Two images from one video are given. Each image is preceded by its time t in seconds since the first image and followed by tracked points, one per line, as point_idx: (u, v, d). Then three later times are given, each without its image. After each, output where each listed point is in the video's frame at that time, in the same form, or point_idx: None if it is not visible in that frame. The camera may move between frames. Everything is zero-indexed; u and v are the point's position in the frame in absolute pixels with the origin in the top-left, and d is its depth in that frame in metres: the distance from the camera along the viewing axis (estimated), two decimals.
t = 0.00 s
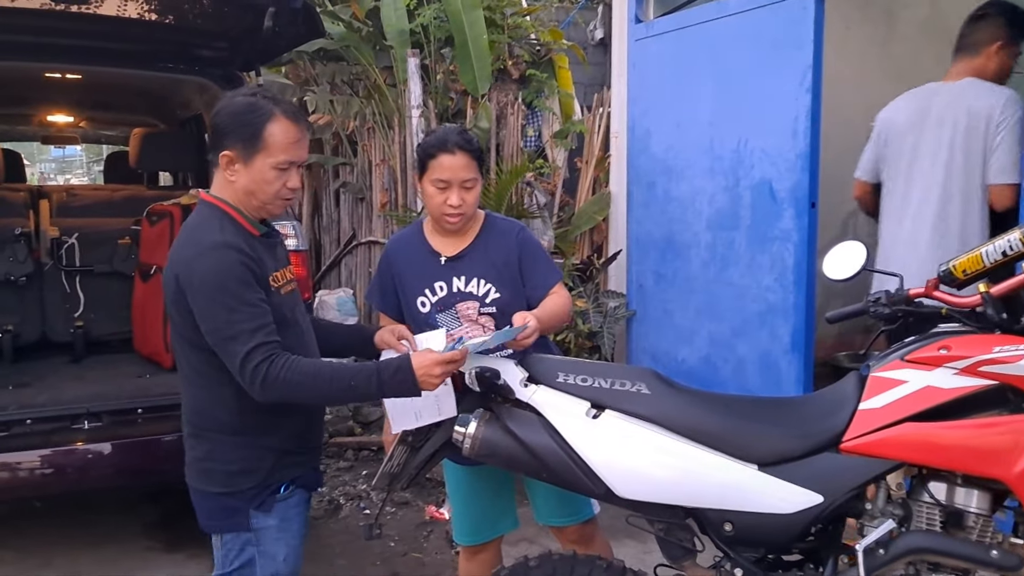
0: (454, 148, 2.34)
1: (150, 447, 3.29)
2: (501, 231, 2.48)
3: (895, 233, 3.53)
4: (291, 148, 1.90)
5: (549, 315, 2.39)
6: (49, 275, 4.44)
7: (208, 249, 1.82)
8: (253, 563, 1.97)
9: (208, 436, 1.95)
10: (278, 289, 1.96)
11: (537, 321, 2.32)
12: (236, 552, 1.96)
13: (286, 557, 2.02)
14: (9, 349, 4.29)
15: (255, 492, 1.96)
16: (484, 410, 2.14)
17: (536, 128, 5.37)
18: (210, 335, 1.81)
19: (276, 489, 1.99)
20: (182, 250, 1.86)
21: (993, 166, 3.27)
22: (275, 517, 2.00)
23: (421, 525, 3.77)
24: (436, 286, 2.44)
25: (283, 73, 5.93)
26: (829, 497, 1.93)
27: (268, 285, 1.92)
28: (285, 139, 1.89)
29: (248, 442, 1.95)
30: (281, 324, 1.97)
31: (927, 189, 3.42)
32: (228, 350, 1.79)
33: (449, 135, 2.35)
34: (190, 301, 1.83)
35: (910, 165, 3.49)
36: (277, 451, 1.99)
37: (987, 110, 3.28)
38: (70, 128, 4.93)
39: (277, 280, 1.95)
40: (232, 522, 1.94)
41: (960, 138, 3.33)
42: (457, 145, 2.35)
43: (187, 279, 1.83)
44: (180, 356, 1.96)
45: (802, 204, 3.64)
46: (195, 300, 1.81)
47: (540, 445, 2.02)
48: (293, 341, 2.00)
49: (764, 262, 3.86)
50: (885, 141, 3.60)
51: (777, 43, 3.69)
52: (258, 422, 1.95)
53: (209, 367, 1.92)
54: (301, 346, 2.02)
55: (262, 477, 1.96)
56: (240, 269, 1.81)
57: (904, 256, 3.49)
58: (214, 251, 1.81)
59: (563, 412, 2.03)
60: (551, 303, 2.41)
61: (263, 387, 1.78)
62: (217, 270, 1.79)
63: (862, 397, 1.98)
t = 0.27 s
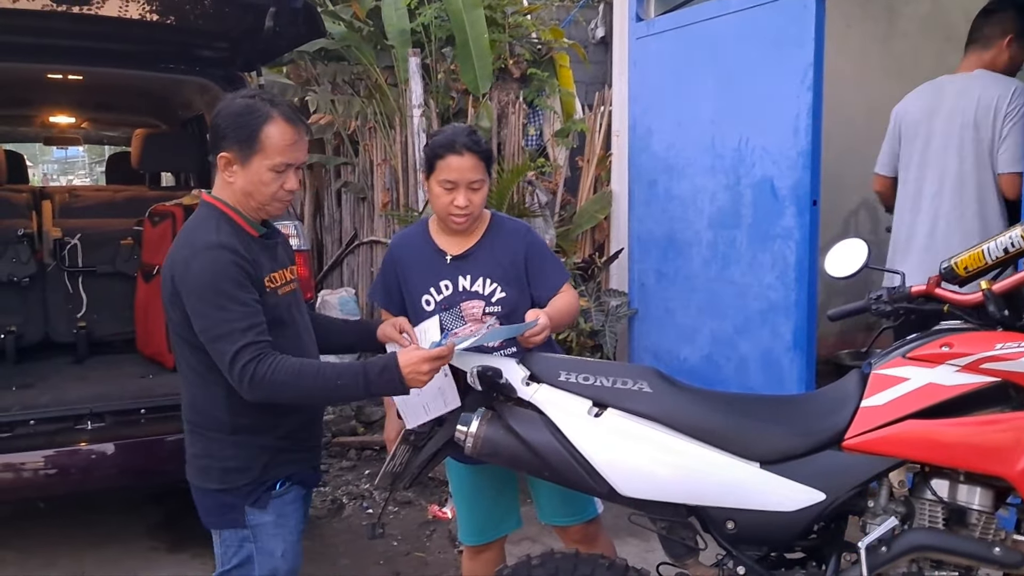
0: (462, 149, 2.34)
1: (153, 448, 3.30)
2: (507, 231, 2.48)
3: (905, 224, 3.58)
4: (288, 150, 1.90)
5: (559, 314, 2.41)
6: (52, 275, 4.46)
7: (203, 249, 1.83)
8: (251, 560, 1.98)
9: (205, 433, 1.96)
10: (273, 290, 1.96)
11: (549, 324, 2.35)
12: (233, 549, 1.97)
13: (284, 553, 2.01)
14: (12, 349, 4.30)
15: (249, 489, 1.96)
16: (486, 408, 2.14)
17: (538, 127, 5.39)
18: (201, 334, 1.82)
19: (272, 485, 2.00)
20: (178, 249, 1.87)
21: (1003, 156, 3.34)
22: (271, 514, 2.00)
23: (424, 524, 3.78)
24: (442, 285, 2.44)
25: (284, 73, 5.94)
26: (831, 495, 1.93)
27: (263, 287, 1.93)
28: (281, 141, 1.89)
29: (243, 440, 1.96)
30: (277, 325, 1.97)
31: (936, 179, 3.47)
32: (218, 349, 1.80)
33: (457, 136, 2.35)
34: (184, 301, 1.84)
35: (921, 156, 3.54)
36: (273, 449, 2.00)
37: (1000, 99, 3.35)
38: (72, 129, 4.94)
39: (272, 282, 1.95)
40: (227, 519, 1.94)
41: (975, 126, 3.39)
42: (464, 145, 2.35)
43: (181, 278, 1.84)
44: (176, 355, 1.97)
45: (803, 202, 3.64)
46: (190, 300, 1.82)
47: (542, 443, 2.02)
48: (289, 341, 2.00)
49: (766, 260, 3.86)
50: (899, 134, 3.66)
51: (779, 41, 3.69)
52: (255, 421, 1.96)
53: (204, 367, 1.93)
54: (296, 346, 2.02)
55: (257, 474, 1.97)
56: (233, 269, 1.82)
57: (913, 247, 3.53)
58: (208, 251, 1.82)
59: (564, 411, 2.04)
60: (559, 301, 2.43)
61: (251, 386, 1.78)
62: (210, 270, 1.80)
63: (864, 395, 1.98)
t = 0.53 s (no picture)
0: (473, 147, 2.34)
1: (158, 446, 3.30)
2: (516, 230, 2.48)
3: (925, 219, 3.57)
4: (287, 150, 1.91)
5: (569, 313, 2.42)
6: (57, 274, 4.48)
7: (199, 251, 1.82)
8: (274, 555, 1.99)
9: (208, 432, 1.97)
10: (273, 290, 1.96)
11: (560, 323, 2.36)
12: (251, 547, 1.97)
13: (305, 544, 2.03)
14: (18, 348, 4.31)
15: (260, 485, 1.97)
16: (490, 405, 2.15)
17: (541, 125, 5.39)
18: (197, 337, 1.82)
19: (283, 480, 2.01)
20: (176, 252, 1.87)
21: (1017, 148, 3.31)
22: (287, 508, 2.01)
23: (430, 521, 3.78)
24: (449, 281, 2.45)
25: (288, 71, 5.95)
26: (835, 492, 1.93)
27: (261, 288, 1.92)
28: (280, 140, 1.90)
29: (245, 439, 1.96)
30: (275, 324, 1.97)
31: (954, 175, 3.46)
32: (214, 352, 1.81)
33: (467, 134, 2.35)
34: (182, 303, 1.84)
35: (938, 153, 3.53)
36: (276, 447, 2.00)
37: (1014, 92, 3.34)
38: (77, 128, 4.97)
39: (271, 282, 1.95)
40: (239, 516, 1.95)
41: (990, 121, 3.38)
42: (474, 144, 2.35)
43: (178, 281, 1.84)
44: (177, 356, 1.98)
45: (808, 199, 3.63)
46: (187, 302, 1.82)
47: (547, 441, 2.02)
48: (288, 342, 2.01)
49: (770, 257, 3.86)
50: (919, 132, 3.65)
51: (782, 38, 3.68)
52: (257, 420, 1.97)
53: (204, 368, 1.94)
54: (296, 346, 2.03)
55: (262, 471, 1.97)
56: (229, 272, 1.82)
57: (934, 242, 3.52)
58: (204, 254, 1.82)
59: (570, 407, 2.04)
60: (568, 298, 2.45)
61: (245, 389, 1.79)
62: (206, 273, 1.80)
63: (868, 392, 1.98)
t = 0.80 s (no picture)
0: (480, 143, 2.36)
1: (165, 442, 3.32)
2: (524, 226, 2.49)
3: (963, 214, 3.78)
4: (284, 141, 1.91)
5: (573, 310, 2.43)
6: (65, 270, 4.51)
7: (201, 249, 1.82)
8: (267, 562, 2.03)
9: (213, 437, 1.97)
10: (274, 286, 1.96)
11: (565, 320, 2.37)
12: (248, 552, 2.01)
13: (299, 556, 2.08)
14: (26, 344, 4.33)
15: (269, 492, 1.99)
16: (495, 402, 2.15)
17: (547, 121, 5.39)
18: (196, 337, 1.82)
19: (290, 489, 2.03)
20: (178, 250, 1.87)
21: None
22: (290, 518, 2.05)
23: (435, 517, 3.79)
24: (455, 277, 2.45)
25: (294, 68, 5.96)
26: (840, 488, 1.93)
27: (264, 285, 1.91)
28: (278, 132, 1.90)
29: (251, 442, 1.96)
30: (277, 321, 1.98)
31: (997, 166, 3.67)
32: (211, 353, 1.80)
33: (474, 130, 2.37)
34: (182, 301, 1.84)
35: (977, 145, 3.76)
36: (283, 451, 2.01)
37: None
38: (84, 125, 4.99)
39: (275, 277, 1.95)
40: (245, 523, 1.97)
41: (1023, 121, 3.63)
42: (481, 140, 2.36)
43: (179, 279, 1.84)
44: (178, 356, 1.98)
45: (814, 195, 3.63)
46: (187, 300, 1.82)
47: (553, 437, 2.03)
48: (290, 340, 2.01)
49: (775, 253, 3.85)
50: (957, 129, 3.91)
51: (788, 33, 3.67)
52: (263, 423, 1.97)
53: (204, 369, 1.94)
54: (298, 344, 2.04)
55: (273, 476, 1.99)
56: (231, 270, 1.81)
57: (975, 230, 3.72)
58: (206, 252, 1.82)
59: (574, 403, 2.04)
60: (573, 295, 2.46)
61: (239, 395, 1.80)
62: (207, 271, 1.80)
63: (873, 387, 1.98)
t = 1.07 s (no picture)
0: (488, 139, 2.36)
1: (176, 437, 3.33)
2: (533, 222, 2.49)
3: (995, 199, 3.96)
4: (290, 137, 1.92)
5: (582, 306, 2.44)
6: (76, 267, 4.54)
7: (199, 247, 1.79)
8: (257, 569, 2.01)
9: (209, 440, 1.96)
10: (274, 287, 1.95)
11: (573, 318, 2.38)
12: (240, 558, 1.98)
13: (289, 565, 2.07)
14: (38, 340, 4.36)
15: (263, 499, 1.98)
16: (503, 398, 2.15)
17: (555, 116, 5.39)
18: (188, 338, 1.79)
19: (286, 497, 2.03)
20: (175, 246, 1.84)
21: None
22: (283, 526, 2.04)
23: (444, 512, 3.80)
24: (465, 272, 2.45)
25: (303, 65, 5.97)
26: (849, 483, 1.92)
27: (261, 285, 1.89)
28: (284, 128, 1.91)
29: (247, 447, 1.95)
30: (278, 321, 1.96)
31: None
32: (203, 355, 1.78)
33: (482, 126, 2.37)
34: (178, 299, 1.81)
35: (1012, 132, 3.89)
36: (279, 456, 1.99)
37: None
38: (95, 122, 5.01)
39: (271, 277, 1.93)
40: (237, 530, 1.95)
41: None
42: (489, 136, 2.36)
43: (175, 277, 1.81)
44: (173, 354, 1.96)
45: (824, 190, 3.61)
46: (182, 299, 1.79)
47: (561, 432, 2.03)
48: (290, 341, 1.99)
49: (785, 248, 3.84)
50: (992, 115, 4.04)
51: (799, 27, 3.65)
52: (257, 427, 1.95)
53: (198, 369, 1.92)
54: (297, 344, 2.02)
55: (267, 485, 1.98)
56: (229, 271, 1.79)
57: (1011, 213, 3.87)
58: (204, 250, 1.79)
59: (583, 399, 2.04)
60: (582, 291, 2.46)
61: (224, 404, 1.78)
62: (204, 270, 1.77)
63: (883, 383, 1.97)
